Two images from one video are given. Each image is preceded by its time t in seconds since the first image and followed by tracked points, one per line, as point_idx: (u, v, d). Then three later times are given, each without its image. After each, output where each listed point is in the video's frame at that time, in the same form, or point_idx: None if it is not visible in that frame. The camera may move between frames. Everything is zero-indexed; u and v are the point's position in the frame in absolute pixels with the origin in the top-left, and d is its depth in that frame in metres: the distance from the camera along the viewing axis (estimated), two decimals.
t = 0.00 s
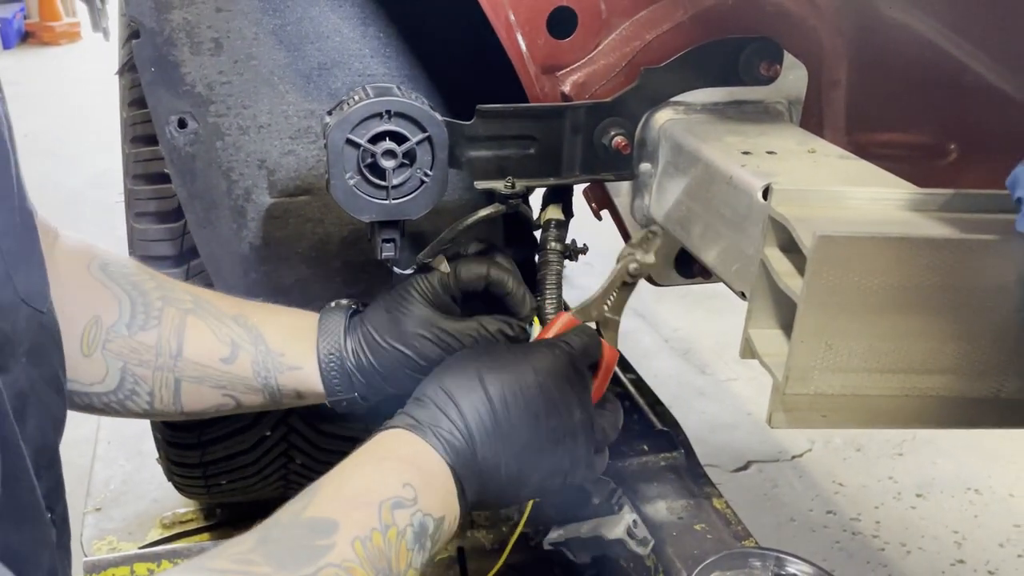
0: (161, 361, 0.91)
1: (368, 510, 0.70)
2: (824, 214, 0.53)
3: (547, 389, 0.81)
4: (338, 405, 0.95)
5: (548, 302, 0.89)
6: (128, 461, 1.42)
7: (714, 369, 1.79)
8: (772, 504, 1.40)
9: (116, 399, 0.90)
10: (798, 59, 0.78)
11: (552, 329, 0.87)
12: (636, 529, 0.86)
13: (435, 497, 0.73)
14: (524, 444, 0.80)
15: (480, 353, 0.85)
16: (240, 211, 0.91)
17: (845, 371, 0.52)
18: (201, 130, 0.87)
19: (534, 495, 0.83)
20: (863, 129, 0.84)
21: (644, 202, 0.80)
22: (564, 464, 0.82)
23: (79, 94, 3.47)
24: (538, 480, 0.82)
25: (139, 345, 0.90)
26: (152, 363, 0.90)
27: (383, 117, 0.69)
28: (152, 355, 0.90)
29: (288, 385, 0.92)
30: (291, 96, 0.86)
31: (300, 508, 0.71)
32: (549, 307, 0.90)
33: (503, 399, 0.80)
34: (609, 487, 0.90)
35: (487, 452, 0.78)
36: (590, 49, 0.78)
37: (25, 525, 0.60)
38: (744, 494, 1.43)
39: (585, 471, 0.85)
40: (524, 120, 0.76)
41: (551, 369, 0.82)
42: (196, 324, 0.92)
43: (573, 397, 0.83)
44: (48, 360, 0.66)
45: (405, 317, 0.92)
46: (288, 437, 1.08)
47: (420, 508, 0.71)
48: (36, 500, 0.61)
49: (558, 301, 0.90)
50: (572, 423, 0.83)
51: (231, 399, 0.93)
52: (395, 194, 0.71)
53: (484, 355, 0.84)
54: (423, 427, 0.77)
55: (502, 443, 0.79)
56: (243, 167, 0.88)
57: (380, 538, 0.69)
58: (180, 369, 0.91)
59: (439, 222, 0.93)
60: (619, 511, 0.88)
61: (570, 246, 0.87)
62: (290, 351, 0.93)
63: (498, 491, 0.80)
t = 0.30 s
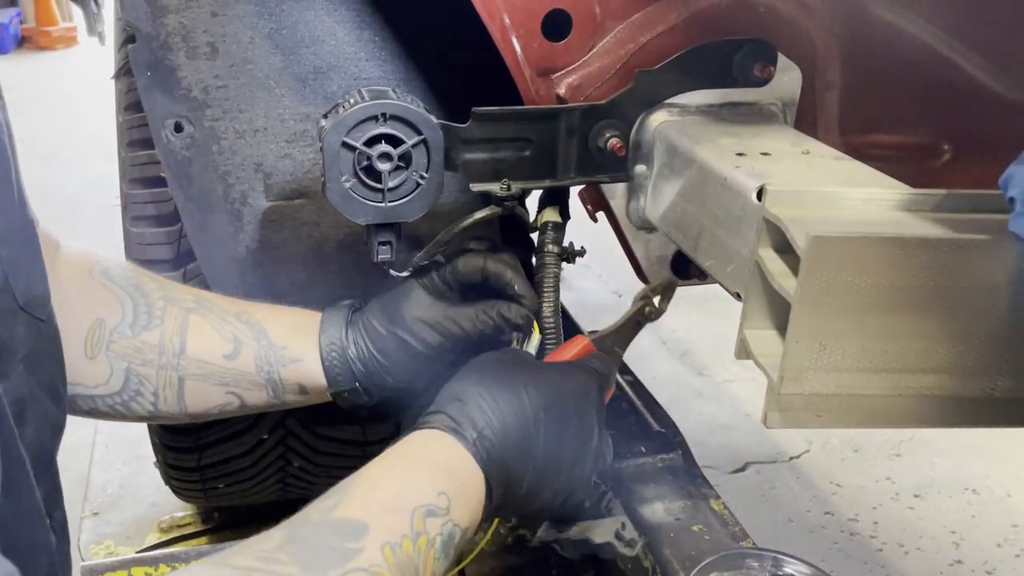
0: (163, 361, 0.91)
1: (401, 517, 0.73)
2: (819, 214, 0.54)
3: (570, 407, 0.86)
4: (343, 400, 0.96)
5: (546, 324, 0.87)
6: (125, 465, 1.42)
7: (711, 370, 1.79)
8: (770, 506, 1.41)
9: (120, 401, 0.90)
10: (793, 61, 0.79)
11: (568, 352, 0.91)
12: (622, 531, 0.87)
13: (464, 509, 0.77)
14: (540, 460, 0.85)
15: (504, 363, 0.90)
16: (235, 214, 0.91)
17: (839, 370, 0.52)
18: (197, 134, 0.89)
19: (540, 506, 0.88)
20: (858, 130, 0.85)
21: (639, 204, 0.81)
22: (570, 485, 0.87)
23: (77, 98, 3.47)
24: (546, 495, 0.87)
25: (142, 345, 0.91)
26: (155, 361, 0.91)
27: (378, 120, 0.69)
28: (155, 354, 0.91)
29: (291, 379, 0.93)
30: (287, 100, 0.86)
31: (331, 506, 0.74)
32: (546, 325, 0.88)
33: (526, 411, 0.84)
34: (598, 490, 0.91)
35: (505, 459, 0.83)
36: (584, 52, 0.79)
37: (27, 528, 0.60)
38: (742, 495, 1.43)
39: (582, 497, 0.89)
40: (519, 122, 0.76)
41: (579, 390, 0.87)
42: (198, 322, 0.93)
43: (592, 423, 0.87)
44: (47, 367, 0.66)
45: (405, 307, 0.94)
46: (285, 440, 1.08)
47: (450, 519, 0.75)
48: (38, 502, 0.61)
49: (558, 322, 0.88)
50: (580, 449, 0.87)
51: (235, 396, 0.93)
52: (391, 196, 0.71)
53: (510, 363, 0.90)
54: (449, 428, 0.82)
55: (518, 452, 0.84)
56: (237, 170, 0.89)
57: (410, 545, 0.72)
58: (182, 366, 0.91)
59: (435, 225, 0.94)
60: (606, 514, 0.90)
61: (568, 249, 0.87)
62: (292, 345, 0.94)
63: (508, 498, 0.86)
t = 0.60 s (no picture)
0: (155, 352, 0.93)
1: (456, 504, 0.74)
2: (818, 218, 0.54)
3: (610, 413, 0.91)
4: (330, 387, 0.96)
5: (551, 319, 0.87)
6: (124, 469, 1.42)
7: (710, 373, 1.79)
8: (770, 508, 1.41)
9: (112, 396, 0.91)
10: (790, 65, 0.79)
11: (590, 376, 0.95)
12: (635, 523, 0.88)
13: (514, 502, 0.79)
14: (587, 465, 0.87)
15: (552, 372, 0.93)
16: (231, 218, 0.91)
17: (838, 373, 0.53)
18: (193, 138, 0.89)
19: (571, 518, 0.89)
20: (855, 133, 0.85)
21: (638, 208, 0.81)
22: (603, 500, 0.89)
23: (75, 103, 3.47)
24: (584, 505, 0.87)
25: (134, 337, 0.92)
26: (148, 353, 0.92)
27: (378, 126, 0.69)
28: (148, 345, 0.92)
29: (281, 364, 0.94)
30: (283, 103, 0.86)
31: (387, 489, 0.75)
32: (552, 321, 0.88)
33: (579, 405, 0.88)
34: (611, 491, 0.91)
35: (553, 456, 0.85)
36: (583, 56, 0.79)
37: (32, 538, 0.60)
38: (742, 498, 1.43)
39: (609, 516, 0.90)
40: (518, 127, 0.76)
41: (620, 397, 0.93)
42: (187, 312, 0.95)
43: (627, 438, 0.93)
44: (44, 379, 0.66)
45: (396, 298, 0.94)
46: (285, 445, 1.08)
47: (501, 512, 0.76)
48: (43, 509, 0.61)
49: (562, 318, 0.88)
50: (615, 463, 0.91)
51: (227, 385, 0.94)
52: (391, 202, 0.71)
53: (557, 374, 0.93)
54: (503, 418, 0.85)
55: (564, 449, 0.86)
56: (235, 175, 0.89)
57: (463, 530, 0.73)
58: (173, 355, 0.93)
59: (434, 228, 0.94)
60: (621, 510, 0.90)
61: (569, 256, 0.87)
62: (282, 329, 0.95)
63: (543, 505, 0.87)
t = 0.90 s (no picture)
0: (154, 343, 0.97)
1: (472, 511, 0.76)
2: (814, 220, 0.54)
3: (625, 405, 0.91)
4: (315, 366, 0.97)
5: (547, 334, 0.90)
6: (124, 474, 1.42)
7: (709, 375, 1.80)
8: (769, 510, 1.41)
9: (112, 390, 0.95)
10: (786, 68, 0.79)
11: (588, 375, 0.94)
12: (619, 530, 0.93)
13: (531, 506, 0.80)
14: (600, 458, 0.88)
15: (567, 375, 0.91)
16: (229, 222, 0.92)
17: (835, 375, 0.53)
18: (190, 144, 0.88)
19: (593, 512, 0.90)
20: (851, 135, 0.85)
21: (636, 211, 0.81)
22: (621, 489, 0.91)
23: (72, 109, 3.48)
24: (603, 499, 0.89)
25: (133, 330, 0.96)
26: (146, 345, 0.97)
27: (377, 131, 0.70)
28: (147, 338, 0.97)
29: (277, 345, 0.97)
30: (280, 109, 0.87)
31: (404, 492, 0.77)
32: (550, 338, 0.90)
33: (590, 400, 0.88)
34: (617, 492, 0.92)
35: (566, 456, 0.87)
36: (580, 60, 0.79)
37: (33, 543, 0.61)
38: (741, 500, 1.44)
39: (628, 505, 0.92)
40: (516, 131, 0.77)
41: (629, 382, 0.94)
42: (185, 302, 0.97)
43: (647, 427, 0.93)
44: (39, 384, 0.66)
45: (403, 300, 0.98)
46: (285, 449, 1.09)
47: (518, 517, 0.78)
48: (41, 516, 0.62)
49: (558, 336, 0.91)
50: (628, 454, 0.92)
51: (225, 373, 0.98)
52: (390, 206, 0.71)
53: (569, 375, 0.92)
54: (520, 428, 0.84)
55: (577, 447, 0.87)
56: (233, 179, 0.89)
57: (478, 536, 0.75)
58: (171, 346, 0.97)
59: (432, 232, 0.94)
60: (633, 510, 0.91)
61: (563, 258, 0.87)
62: (277, 312, 0.98)
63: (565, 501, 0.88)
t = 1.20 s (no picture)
0: (151, 347, 0.98)
1: (288, 569, 0.71)
2: (806, 225, 0.54)
3: (514, 425, 0.85)
4: (311, 367, 0.96)
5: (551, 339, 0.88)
6: (122, 479, 1.42)
7: (706, 379, 1.80)
8: (768, 514, 1.41)
9: (111, 394, 0.96)
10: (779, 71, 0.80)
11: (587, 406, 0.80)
12: (656, 531, 0.85)
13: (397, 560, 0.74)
14: (491, 483, 0.82)
15: (444, 407, 0.85)
16: (226, 227, 0.92)
17: (829, 378, 0.53)
18: (187, 151, 0.89)
19: (503, 544, 0.85)
20: (845, 139, 0.86)
21: (632, 216, 0.81)
22: (533, 508, 0.85)
23: (69, 115, 3.48)
24: (509, 524, 0.84)
25: (129, 335, 0.97)
26: (143, 349, 0.97)
27: (372, 136, 0.70)
28: (145, 342, 0.97)
29: (273, 346, 0.98)
30: (277, 115, 0.87)
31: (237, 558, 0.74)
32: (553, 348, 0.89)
33: (471, 426, 0.84)
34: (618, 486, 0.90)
35: (451, 493, 0.80)
36: (574, 66, 0.80)
37: (28, 554, 0.61)
38: (739, 504, 1.44)
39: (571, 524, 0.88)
40: (512, 137, 0.77)
41: (550, 386, 0.88)
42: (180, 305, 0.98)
43: (556, 428, 0.87)
44: (30, 394, 0.66)
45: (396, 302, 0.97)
46: (282, 454, 1.09)
47: (350, 562, 0.72)
48: (36, 527, 0.62)
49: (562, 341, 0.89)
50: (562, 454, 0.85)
51: (222, 374, 0.98)
52: (387, 211, 0.72)
53: (445, 404, 0.86)
54: (387, 489, 0.76)
55: (466, 483, 0.81)
56: (231, 185, 0.90)
57: None
58: (167, 347, 0.98)
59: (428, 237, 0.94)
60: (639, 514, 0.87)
61: (563, 256, 0.88)
62: (274, 314, 0.98)
63: (467, 539, 0.82)
